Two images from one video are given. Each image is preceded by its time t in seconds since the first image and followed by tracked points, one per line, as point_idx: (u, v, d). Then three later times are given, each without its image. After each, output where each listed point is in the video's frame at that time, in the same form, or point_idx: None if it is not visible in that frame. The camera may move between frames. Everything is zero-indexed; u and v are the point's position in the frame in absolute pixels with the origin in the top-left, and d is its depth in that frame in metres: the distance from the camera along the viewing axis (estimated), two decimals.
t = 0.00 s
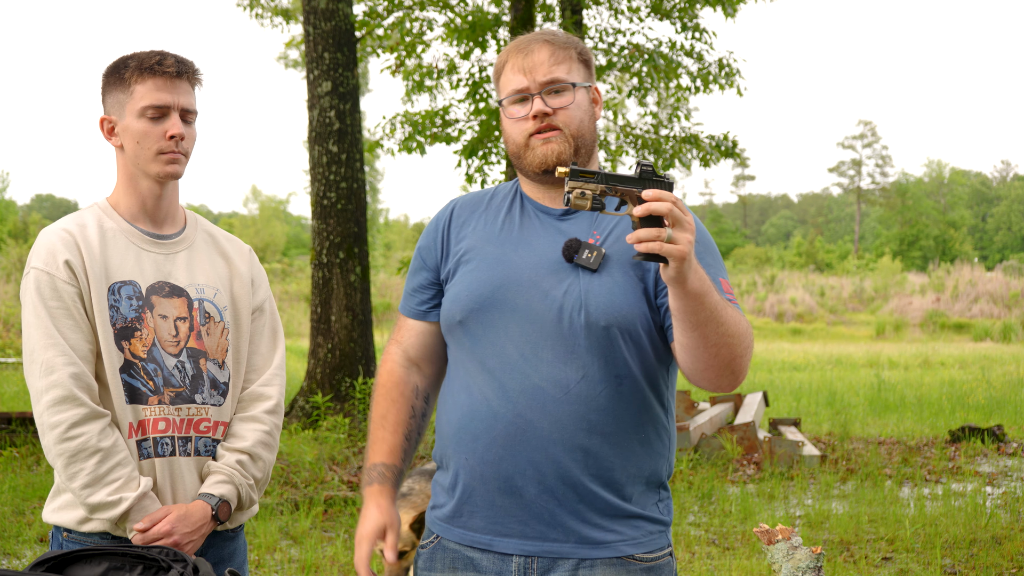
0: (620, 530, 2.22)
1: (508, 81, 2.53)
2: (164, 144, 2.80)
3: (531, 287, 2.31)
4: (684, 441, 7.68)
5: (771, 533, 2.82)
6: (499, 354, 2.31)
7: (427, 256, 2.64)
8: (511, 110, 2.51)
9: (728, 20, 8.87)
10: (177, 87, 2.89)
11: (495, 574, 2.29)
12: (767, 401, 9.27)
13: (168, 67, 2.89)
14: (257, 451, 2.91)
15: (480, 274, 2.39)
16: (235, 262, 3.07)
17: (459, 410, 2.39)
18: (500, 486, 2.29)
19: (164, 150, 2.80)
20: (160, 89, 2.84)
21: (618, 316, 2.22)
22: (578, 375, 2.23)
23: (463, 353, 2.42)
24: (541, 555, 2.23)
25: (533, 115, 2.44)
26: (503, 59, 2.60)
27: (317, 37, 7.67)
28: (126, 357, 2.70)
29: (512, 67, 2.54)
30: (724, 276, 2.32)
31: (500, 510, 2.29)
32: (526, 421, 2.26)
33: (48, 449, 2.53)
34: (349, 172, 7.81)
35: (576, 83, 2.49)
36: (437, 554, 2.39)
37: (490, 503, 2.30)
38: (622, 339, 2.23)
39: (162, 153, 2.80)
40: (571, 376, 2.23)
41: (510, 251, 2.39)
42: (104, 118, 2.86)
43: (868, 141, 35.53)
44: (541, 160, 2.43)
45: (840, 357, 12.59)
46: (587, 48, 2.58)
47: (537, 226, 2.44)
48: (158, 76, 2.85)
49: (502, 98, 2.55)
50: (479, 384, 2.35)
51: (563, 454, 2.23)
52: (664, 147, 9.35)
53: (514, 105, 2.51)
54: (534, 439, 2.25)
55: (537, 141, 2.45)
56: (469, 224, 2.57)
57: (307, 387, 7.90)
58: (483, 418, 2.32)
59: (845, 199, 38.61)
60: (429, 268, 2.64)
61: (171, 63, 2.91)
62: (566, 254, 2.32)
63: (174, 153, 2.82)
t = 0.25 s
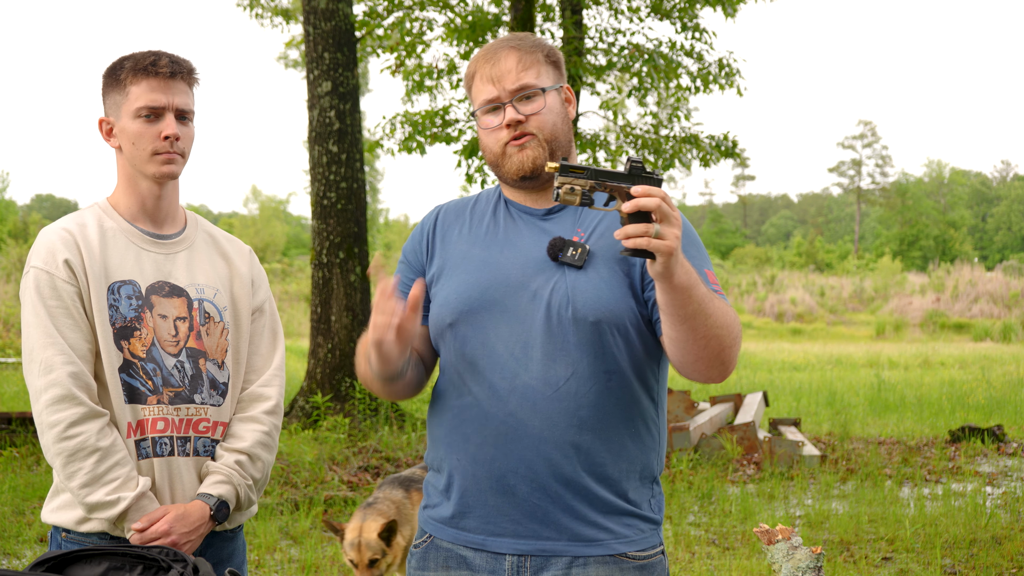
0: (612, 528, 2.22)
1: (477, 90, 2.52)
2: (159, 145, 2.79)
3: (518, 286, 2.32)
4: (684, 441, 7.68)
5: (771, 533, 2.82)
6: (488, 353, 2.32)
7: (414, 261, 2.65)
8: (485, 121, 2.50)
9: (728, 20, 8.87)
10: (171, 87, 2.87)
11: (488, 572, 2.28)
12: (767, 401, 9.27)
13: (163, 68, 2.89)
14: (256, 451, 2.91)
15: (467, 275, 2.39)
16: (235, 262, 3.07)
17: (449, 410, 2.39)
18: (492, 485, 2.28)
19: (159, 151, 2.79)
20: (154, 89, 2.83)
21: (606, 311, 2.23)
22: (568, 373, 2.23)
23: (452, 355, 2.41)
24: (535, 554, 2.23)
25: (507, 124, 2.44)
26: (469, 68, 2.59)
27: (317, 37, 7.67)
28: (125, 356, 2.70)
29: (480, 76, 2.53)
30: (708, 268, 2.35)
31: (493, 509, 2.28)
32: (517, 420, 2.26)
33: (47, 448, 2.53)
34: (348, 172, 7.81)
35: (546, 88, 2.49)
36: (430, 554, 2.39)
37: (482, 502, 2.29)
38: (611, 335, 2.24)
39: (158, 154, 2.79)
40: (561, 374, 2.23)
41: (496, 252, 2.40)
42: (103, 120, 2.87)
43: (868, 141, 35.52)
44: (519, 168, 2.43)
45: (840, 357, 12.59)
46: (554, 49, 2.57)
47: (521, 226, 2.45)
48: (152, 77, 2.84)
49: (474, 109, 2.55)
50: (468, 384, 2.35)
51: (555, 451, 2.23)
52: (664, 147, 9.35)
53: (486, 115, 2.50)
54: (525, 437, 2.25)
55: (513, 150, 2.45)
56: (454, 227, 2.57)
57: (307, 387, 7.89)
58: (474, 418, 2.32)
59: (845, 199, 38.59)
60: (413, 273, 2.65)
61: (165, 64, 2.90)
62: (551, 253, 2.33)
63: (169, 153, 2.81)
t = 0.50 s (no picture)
0: (610, 527, 2.22)
1: (466, 92, 2.53)
2: (155, 143, 2.78)
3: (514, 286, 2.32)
4: (684, 441, 7.68)
5: (771, 533, 2.82)
6: (484, 352, 2.32)
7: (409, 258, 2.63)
8: (475, 122, 2.51)
9: (728, 20, 8.88)
10: (163, 84, 2.85)
11: (484, 572, 2.27)
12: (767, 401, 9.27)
13: (153, 66, 2.87)
14: (257, 452, 2.91)
15: (463, 275, 2.40)
16: (235, 263, 3.07)
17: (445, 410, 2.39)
18: (489, 485, 2.28)
19: (155, 150, 2.78)
20: (146, 87, 2.82)
21: (602, 310, 2.24)
22: (565, 371, 2.23)
23: (449, 355, 2.41)
24: (531, 554, 2.22)
25: (496, 124, 2.45)
26: (458, 71, 2.60)
27: (317, 36, 7.67)
28: (126, 357, 2.70)
29: (469, 78, 2.53)
30: (701, 267, 2.34)
31: (490, 509, 2.28)
32: (514, 419, 2.26)
33: (48, 449, 2.53)
34: (348, 172, 7.81)
35: (535, 87, 2.48)
36: (427, 553, 2.38)
37: (479, 502, 2.29)
38: (607, 334, 2.25)
39: (155, 153, 2.78)
40: (558, 372, 2.23)
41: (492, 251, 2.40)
42: (99, 123, 2.88)
43: (867, 141, 35.50)
44: (510, 168, 2.44)
45: (840, 357, 12.58)
46: (541, 49, 2.57)
47: (516, 227, 2.46)
48: (143, 76, 2.83)
49: (464, 110, 2.55)
50: (465, 384, 2.35)
51: (552, 450, 2.23)
52: (664, 147, 9.35)
53: (476, 116, 2.51)
54: (522, 436, 2.25)
55: (504, 150, 2.45)
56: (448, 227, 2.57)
57: (307, 387, 7.90)
58: (470, 417, 2.31)
59: (845, 199, 38.58)
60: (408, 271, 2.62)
61: (154, 61, 2.88)
62: (545, 253, 2.34)
63: (166, 150, 2.79)
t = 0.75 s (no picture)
0: (610, 527, 2.23)
1: (473, 89, 2.52)
2: (151, 144, 2.78)
3: (514, 287, 2.32)
4: (684, 441, 7.68)
5: (771, 533, 2.82)
6: (485, 354, 2.31)
7: (415, 258, 2.62)
8: (481, 118, 2.50)
9: (728, 20, 8.87)
10: (154, 84, 2.84)
11: (487, 572, 2.28)
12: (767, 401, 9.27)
13: (143, 67, 2.86)
14: (257, 452, 2.91)
15: (465, 276, 2.39)
16: (236, 263, 3.07)
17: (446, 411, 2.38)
18: (491, 486, 2.28)
19: (152, 151, 2.78)
20: (137, 89, 2.81)
21: (603, 311, 2.24)
22: (566, 373, 2.23)
23: (449, 356, 2.40)
24: (533, 554, 2.23)
25: (504, 120, 2.44)
26: (464, 68, 2.59)
27: (317, 37, 7.67)
28: (126, 357, 2.70)
29: (476, 75, 2.54)
30: (704, 271, 2.34)
31: (491, 510, 2.28)
32: (515, 420, 2.25)
33: (48, 450, 2.53)
34: (348, 172, 7.81)
35: (543, 84, 2.49)
36: (428, 554, 2.39)
37: (480, 504, 2.29)
38: (608, 335, 2.24)
39: (151, 154, 2.78)
40: (559, 374, 2.23)
41: (494, 252, 2.40)
42: (96, 127, 2.89)
43: (867, 141, 35.50)
44: (518, 164, 2.43)
45: (840, 357, 12.58)
46: (548, 48, 2.58)
47: (517, 227, 2.45)
48: (133, 77, 2.82)
49: (470, 107, 2.54)
50: (466, 385, 2.34)
51: (553, 451, 2.23)
52: (664, 147, 9.35)
53: (483, 112, 2.50)
54: (523, 437, 2.25)
55: (511, 145, 2.44)
56: (451, 228, 2.56)
57: (307, 387, 7.90)
58: (471, 419, 2.31)
59: (845, 199, 38.56)
60: (413, 270, 2.61)
61: (144, 62, 2.87)
62: (548, 254, 2.33)
63: (162, 151, 2.79)
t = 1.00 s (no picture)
0: (617, 527, 2.22)
1: (481, 79, 2.55)
2: (147, 145, 2.77)
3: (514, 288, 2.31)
4: (684, 441, 7.68)
5: (771, 533, 2.82)
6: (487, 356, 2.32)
7: (409, 265, 2.64)
8: (484, 108, 2.52)
9: (728, 20, 8.87)
10: (147, 84, 2.83)
11: (493, 573, 2.28)
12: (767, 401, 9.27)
13: (134, 67, 2.85)
14: (256, 453, 2.91)
15: (466, 278, 2.39)
16: (235, 263, 3.06)
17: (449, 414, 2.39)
18: (496, 488, 2.28)
19: (148, 151, 2.78)
20: (131, 90, 2.81)
21: (604, 312, 2.24)
22: (568, 374, 2.23)
23: (451, 359, 2.40)
24: (540, 554, 2.23)
25: (505, 113, 2.45)
26: (475, 58, 2.63)
27: (317, 36, 7.67)
28: (125, 357, 2.70)
29: (484, 66, 2.56)
30: (704, 264, 2.34)
31: (497, 512, 2.28)
32: (519, 423, 2.26)
33: (46, 450, 2.53)
34: (348, 172, 7.81)
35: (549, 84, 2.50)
36: (433, 555, 2.40)
37: (486, 506, 2.29)
38: (608, 336, 2.25)
39: (148, 154, 2.78)
40: (561, 376, 2.23)
41: (493, 254, 2.40)
42: (94, 130, 2.89)
43: (867, 141, 35.49)
44: (511, 158, 2.44)
45: (840, 357, 12.58)
46: (559, 49, 2.59)
47: (516, 227, 2.45)
48: (126, 78, 2.81)
49: (475, 96, 2.57)
50: (468, 387, 2.35)
51: (557, 453, 2.23)
52: (664, 147, 9.35)
53: (487, 103, 2.52)
54: (527, 439, 2.25)
55: (508, 139, 2.45)
56: (448, 228, 2.57)
57: (307, 387, 7.90)
58: (476, 421, 2.31)
59: (845, 199, 38.53)
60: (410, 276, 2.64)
61: (137, 62, 2.86)
62: (547, 255, 2.33)
63: (158, 151, 2.79)
